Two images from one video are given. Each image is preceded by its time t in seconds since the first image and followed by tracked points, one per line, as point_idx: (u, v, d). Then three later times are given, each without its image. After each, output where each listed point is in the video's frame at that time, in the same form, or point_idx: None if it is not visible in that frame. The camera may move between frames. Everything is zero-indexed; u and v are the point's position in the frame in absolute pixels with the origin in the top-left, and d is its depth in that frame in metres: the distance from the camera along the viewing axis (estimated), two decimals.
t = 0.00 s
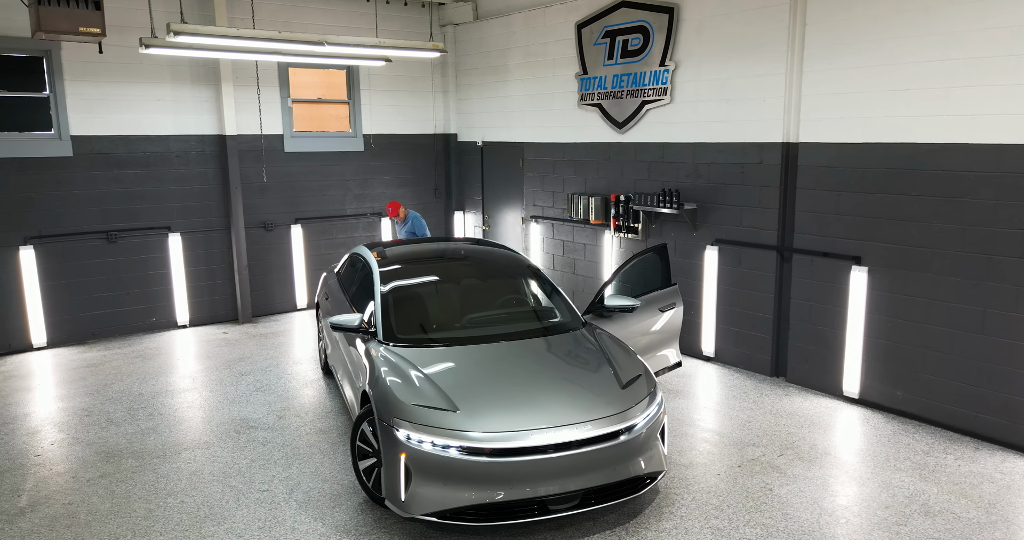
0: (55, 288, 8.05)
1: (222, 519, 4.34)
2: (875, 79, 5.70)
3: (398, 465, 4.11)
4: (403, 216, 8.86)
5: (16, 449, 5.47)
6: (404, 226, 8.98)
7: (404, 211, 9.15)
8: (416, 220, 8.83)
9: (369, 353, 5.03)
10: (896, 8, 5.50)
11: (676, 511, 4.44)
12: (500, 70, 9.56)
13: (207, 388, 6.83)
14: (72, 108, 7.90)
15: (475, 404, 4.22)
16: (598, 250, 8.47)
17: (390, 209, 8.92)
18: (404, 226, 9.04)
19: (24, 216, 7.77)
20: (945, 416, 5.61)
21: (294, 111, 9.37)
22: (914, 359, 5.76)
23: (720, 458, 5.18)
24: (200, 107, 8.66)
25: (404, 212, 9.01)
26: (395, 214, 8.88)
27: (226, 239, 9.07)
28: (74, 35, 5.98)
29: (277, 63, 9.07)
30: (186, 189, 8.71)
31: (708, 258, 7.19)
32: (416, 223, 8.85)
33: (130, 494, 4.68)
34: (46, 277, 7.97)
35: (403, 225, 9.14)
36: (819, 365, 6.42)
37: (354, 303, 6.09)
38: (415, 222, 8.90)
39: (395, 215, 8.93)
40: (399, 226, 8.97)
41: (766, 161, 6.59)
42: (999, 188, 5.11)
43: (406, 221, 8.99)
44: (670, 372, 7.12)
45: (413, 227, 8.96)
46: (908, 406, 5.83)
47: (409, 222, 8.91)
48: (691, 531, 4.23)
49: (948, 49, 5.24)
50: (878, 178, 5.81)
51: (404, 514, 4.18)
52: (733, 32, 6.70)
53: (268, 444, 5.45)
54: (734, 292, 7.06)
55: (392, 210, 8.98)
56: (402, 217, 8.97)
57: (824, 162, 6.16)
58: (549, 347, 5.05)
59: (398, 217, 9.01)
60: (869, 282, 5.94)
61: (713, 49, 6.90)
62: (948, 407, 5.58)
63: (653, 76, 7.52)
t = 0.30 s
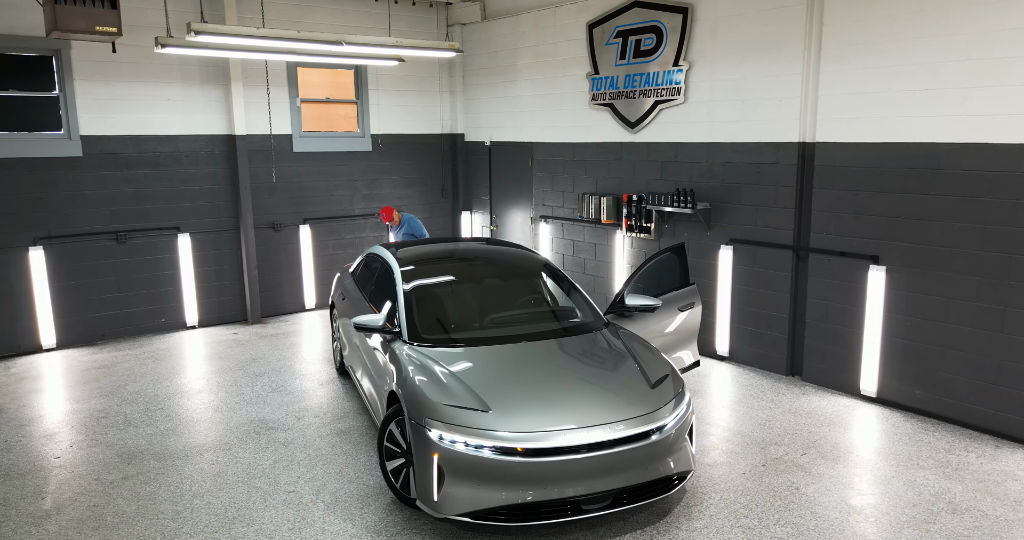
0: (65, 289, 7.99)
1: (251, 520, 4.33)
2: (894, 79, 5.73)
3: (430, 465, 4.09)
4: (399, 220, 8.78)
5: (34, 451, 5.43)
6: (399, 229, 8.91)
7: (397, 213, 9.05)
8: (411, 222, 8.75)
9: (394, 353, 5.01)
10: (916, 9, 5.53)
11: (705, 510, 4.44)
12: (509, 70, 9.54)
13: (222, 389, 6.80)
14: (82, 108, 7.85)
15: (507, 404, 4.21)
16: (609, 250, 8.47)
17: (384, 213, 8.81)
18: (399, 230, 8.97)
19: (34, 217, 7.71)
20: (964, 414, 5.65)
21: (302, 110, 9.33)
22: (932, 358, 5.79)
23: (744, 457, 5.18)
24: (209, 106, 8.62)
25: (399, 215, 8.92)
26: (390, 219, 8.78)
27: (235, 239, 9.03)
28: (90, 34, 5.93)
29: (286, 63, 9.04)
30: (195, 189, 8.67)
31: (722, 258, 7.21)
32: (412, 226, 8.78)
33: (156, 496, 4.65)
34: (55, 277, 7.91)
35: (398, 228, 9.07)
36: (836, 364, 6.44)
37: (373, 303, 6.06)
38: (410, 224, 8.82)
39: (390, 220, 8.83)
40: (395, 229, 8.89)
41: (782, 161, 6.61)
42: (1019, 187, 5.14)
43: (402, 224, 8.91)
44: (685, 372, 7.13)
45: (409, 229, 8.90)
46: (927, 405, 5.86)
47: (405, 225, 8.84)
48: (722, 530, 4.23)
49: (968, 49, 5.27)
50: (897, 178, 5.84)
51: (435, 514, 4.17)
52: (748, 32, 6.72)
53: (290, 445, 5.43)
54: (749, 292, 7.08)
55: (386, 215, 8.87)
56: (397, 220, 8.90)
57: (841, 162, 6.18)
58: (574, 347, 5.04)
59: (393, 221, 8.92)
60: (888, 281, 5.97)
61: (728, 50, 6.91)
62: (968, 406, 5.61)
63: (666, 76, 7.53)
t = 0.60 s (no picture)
0: (64, 291, 7.89)
1: (272, 523, 4.30)
2: (902, 79, 5.79)
3: (455, 466, 4.08)
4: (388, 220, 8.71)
5: (43, 454, 5.36)
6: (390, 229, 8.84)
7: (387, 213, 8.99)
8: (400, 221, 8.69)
9: (411, 352, 4.98)
10: (925, 10, 5.59)
11: (725, 508, 4.46)
12: (510, 70, 9.54)
13: (229, 390, 6.74)
14: (82, 107, 7.76)
15: (532, 404, 4.20)
16: (613, 250, 8.49)
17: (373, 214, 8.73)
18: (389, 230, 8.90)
19: (34, 218, 7.61)
20: (973, 410, 5.71)
21: (303, 110, 9.28)
22: (941, 355, 5.85)
23: (759, 455, 5.21)
24: (211, 106, 8.55)
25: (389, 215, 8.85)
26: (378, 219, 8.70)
27: (236, 240, 8.96)
28: (98, 32, 5.88)
29: (287, 62, 8.98)
30: (196, 189, 8.60)
31: (729, 257, 7.25)
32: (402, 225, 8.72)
33: (172, 499, 4.61)
34: (55, 279, 7.81)
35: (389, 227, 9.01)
36: (844, 362, 6.49)
37: (384, 302, 6.00)
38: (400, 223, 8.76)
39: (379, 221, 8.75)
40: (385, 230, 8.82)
41: (790, 160, 6.66)
42: None
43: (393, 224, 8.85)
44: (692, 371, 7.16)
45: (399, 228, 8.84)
46: (936, 402, 5.92)
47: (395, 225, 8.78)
48: (744, 527, 4.25)
49: (978, 49, 5.33)
50: (905, 177, 5.89)
51: (459, 515, 4.15)
52: (756, 32, 6.76)
53: (304, 446, 5.39)
54: (755, 291, 7.12)
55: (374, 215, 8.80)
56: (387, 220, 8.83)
57: (850, 161, 6.23)
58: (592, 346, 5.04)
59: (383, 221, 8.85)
60: (896, 279, 6.04)
61: (735, 50, 6.95)
62: (977, 402, 5.67)
63: (672, 76, 7.55)
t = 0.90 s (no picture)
0: (45, 294, 7.70)
1: (278, 528, 4.24)
2: (893, 80, 5.91)
3: (466, 467, 4.06)
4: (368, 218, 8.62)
5: (33, 461, 5.21)
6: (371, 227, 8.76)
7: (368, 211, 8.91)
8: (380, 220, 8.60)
9: (414, 353, 4.93)
10: (915, 12, 5.71)
11: (731, 504, 4.50)
12: (497, 70, 9.53)
13: (221, 393, 6.64)
14: (63, 107, 7.59)
15: (542, 404, 4.18)
16: (602, 250, 8.52)
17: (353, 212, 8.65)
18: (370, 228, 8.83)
19: (14, 220, 7.42)
20: (962, 405, 5.83)
21: (288, 110, 9.17)
22: (931, 350, 5.97)
23: (759, 451, 5.27)
24: (195, 105, 8.42)
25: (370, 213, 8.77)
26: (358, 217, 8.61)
27: (221, 241, 8.83)
28: (85, 30, 5.86)
29: (272, 61, 8.87)
30: (181, 190, 8.46)
31: (719, 256, 7.32)
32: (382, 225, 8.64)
33: (174, 505, 4.52)
34: (36, 283, 7.62)
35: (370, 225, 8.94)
36: (835, 358, 6.59)
37: (381, 302, 5.93)
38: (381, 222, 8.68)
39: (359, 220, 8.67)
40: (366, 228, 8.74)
41: (781, 160, 6.75)
42: (1017, 184, 5.35)
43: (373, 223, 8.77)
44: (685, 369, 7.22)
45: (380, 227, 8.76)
46: (926, 397, 6.04)
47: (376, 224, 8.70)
48: (751, 523, 4.30)
49: (968, 51, 5.46)
50: (896, 176, 6.01)
51: (470, 516, 4.13)
52: (746, 33, 6.84)
53: (304, 449, 5.32)
54: (746, 289, 7.19)
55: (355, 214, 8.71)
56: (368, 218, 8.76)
57: (841, 161, 6.33)
58: (594, 346, 5.03)
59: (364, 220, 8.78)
60: (887, 277, 6.15)
61: (726, 51, 7.03)
62: (966, 397, 5.80)
63: (661, 76, 7.60)
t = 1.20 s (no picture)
0: (20, 299, 7.49)
1: (281, 534, 4.18)
2: (878, 81, 6.04)
3: (474, 468, 4.04)
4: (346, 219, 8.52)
5: (18, 470, 5.06)
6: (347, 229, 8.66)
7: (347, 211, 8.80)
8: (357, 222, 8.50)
9: (414, 354, 4.90)
10: (900, 14, 5.84)
11: (733, 500, 4.55)
12: (481, 70, 9.52)
13: (208, 397, 6.52)
14: (39, 106, 7.39)
15: (549, 403, 4.18)
16: (588, 249, 8.55)
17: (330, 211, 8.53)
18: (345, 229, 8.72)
19: None
20: (947, 398, 5.97)
21: (269, 109, 9.05)
22: (916, 346, 6.10)
23: (754, 447, 5.34)
24: (175, 104, 8.26)
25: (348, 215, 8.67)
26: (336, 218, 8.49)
27: (201, 243, 8.68)
28: (68, 27, 5.84)
29: (253, 60, 8.74)
30: (160, 191, 8.29)
31: (707, 255, 7.40)
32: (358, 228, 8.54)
33: (171, 513, 4.43)
34: (11, 287, 7.41)
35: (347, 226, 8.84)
36: (823, 354, 6.70)
37: (375, 303, 5.89)
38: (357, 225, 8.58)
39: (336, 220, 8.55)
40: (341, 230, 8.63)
41: (767, 160, 6.85)
42: (1000, 183, 5.50)
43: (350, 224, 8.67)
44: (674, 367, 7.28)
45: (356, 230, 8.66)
46: (911, 391, 6.17)
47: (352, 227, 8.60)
48: (754, 518, 4.36)
49: (952, 52, 5.60)
50: (881, 176, 6.14)
51: (478, 517, 4.12)
52: (733, 35, 6.93)
53: (300, 453, 5.25)
54: (733, 287, 7.28)
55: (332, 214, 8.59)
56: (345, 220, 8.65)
57: (827, 160, 6.45)
58: (595, 345, 5.04)
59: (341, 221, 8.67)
60: (872, 274, 6.28)
61: (712, 52, 7.11)
62: (950, 390, 5.94)
63: (647, 76, 7.66)
